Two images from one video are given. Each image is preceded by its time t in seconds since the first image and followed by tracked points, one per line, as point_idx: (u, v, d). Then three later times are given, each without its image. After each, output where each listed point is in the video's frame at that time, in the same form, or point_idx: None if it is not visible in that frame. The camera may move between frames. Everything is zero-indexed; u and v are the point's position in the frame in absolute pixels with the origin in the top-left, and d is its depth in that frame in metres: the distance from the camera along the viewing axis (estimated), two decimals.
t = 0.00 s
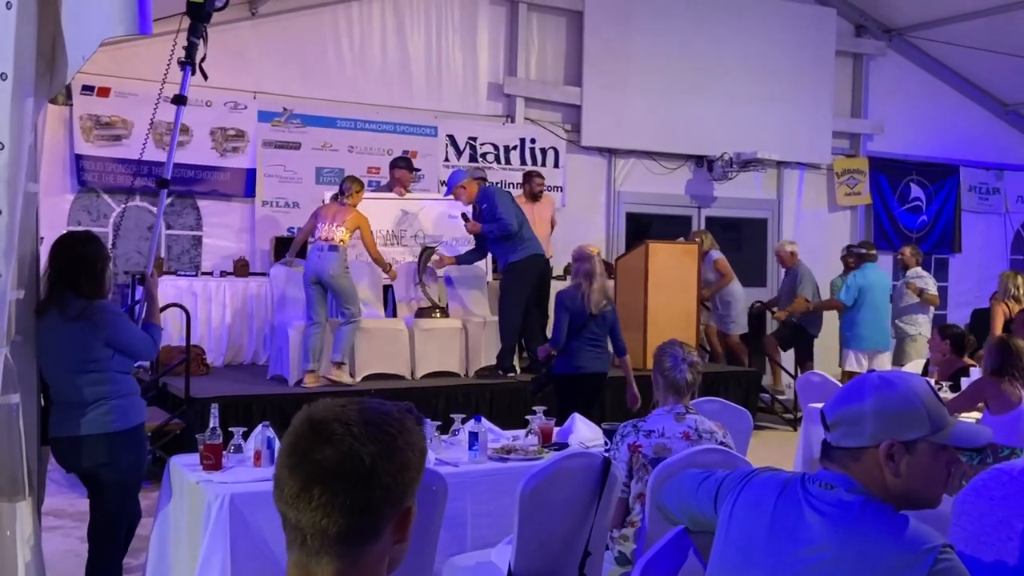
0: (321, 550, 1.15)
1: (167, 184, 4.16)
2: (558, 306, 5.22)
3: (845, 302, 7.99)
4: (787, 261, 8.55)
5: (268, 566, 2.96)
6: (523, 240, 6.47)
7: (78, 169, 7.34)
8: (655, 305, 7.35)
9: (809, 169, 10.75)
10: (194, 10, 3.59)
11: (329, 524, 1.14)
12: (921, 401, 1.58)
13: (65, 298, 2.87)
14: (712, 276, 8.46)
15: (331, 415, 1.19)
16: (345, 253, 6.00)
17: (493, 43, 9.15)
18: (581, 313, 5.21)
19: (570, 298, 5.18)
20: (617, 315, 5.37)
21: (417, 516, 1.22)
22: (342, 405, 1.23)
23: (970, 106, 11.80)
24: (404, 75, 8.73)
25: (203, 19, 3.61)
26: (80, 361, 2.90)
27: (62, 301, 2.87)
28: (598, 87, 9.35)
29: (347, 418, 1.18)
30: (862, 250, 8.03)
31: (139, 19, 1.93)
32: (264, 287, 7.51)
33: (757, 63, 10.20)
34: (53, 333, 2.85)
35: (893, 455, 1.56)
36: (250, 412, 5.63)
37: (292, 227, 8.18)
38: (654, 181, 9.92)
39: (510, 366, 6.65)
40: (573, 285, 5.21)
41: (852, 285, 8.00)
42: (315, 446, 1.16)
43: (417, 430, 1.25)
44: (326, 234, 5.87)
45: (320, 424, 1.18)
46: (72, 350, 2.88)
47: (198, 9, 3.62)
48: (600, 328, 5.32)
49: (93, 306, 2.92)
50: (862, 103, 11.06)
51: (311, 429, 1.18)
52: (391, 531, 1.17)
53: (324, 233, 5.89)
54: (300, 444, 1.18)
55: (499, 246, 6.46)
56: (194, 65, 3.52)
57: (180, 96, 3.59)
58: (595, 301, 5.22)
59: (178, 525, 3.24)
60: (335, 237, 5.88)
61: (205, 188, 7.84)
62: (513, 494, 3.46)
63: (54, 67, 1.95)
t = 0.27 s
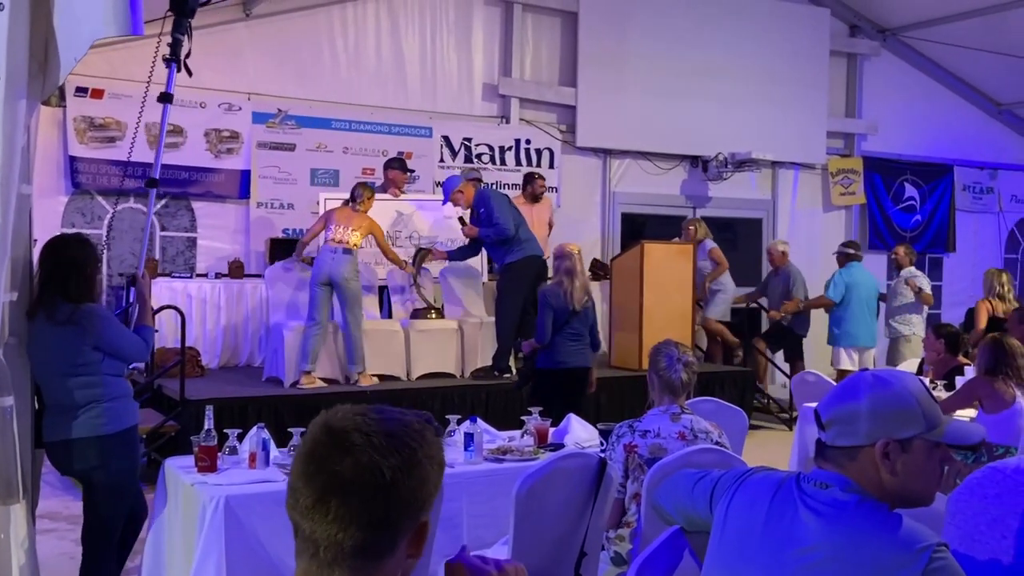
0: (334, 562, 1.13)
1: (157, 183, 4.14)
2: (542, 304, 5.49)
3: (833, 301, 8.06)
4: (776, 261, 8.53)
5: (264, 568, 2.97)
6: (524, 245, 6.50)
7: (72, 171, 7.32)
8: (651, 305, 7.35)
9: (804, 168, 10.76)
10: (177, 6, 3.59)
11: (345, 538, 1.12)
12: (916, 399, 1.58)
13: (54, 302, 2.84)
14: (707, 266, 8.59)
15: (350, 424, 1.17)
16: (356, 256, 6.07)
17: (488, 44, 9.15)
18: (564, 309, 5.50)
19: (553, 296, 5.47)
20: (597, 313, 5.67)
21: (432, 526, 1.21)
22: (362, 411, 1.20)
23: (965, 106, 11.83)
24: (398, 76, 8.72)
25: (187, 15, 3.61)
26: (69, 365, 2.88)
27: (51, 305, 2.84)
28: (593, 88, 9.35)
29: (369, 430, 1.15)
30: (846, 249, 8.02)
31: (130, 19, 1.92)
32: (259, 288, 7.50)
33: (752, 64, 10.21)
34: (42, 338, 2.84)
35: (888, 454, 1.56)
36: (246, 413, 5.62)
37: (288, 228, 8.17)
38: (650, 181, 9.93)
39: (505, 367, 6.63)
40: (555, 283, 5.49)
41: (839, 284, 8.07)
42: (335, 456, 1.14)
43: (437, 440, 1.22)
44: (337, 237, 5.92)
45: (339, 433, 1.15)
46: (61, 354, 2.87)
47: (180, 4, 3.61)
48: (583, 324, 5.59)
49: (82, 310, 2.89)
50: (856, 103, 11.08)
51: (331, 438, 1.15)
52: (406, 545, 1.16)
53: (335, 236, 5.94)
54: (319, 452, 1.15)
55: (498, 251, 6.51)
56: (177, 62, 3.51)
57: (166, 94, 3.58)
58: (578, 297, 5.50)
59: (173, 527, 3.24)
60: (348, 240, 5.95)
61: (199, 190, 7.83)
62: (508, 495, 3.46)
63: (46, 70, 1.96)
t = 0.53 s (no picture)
0: None
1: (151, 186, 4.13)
2: (521, 305, 5.36)
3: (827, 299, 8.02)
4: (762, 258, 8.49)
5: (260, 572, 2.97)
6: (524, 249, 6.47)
7: (66, 174, 7.31)
8: (646, 307, 7.35)
9: (798, 169, 10.78)
10: (171, 7, 3.58)
11: (354, 553, 1.10)
12: (907, 392, 1.60)
13: (49, 306, 2.85)
14: (701, 265, 8.61)
15: (366, 435, 1.15)
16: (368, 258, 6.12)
17: (482, 45, 9.15)
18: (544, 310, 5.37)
19: (531, 297, 5.33)
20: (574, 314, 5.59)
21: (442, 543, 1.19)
22: (377, 423, 1.18)
23: (959, 106, 11.85)
24: (393, 78, 8.72)
25: (180, 15, 3.60)
26: (64, 369, 2.88)
27: (46, 310, 2.84)
28: (588, 89, 9.36)
29: (386, 444, 1.13)
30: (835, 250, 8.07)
31: (122, 24, 2.00)
32: (254, 291, 7.49)
33: (747, 65, 10.22)
34: (37, 342, 2.83)
35: (885, 446, 1.57)
36: (241, 417, 5.61)
37: (283, 230, 8.16)
38: (645, 182, 9.94)
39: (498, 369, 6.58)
40: (535, 285, 5.35)
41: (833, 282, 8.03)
42: (350, 469, 1.11)
43: (452, 458, 1.20)
44: (348, 240, 5.93)
45: (355, 444, 1.13)
46: (57, 358, 2.86)
47: (173, 6, 3.61)
48: (563, 325, 5.49)
49: (77, 314, 2.89)
50: (851, 104, 11.09)
51: (346, 450, 1.13)
52: (415, 563, 1.14)
53: (346, 237, 5.95)
54: (333, 464, 1.13)
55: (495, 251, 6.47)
56: (173, 64, 3.50)
57: (160, 96, 3.59)
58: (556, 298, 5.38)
59: (168, 530, 3.23)
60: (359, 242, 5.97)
61: (194, 192, 7.82)
62: (504, 496, 3.46)
63: (40, 72, 1.92)
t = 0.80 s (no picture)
0: None
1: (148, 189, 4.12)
2: (493, 306, 5.47)
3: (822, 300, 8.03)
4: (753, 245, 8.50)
5: None
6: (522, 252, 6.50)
7: (62, 177, 7.30)
8: (643, 308, 7.35)
9: (794, 170, 10.79)
10: (172, 11, 3.58)
11: (339, 562, 1.09)
12: (891, 392, 1.66)
13: (46, 308, 2.86)
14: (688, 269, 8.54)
15: (370, 446, 1.15)
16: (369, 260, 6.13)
17: (478, 47, 9.15)
18: (514, 311, 5.45)
19: (504, 298, 5.45)
20: (549, 314, 5.65)
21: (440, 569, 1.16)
22: (386, 436, 1.18)
23: (954, 107, 11.87)
24: (389, 80, 8.72)
25: (181, 19, 3.60)
26: (63, 370, 2.89)
27: (44, 312, 2.86)
28: (583, 90, 9.36)
29: (386, 455, 1.13)
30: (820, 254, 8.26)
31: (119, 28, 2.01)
32: (250, 294, 7.49)
33: (742, 66, 10.23)
34: (36, 344, 2.84)
35: (877, 443, 1.61)
36: (238, 419, 5.62)
37: (279, 233, 8.16)
38: (640, 183, 9.95)
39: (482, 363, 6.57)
40: (508, 287, 5.46)
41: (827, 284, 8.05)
42: (348, 476, 1.12)
43: (457, 482, 1.18)
44: (353, 241, 5.96)
45: (357, 453, 1.14)
46: (55, 359, 2.87)
47: (175, 10, 3.60)
48: (535, 324, 5.57)
49: (75, 316, 2.90)
50: (846, 104, 11.11)
51: (348, 457, 1.13)
52: None
53: (348, 239, 5.97)
54: (333, 469, 1.13)
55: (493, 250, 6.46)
56: (172, 68, 3.50)
57: (159, 100, 3.58)
58: (526, 300, 5.47)
59: (165, 533, 3.22)
60: (362, 244, 6.00)
61: (190, 195, 7.81)
62: (501, 498, 3.46)
63: (35, 75, 1.93)
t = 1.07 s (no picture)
0: None
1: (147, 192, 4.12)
2: (474, 304, 5.51)
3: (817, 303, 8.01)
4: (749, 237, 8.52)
5: None
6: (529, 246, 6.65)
7: (58, 180, 7.29)
8: (640, 309, 7.35)
9: (791, 170, 10.80)
10: (172, 17, 3.57)
11: (334, 567, 1.09)
12: (886, 392, 1.67)
13: (45, 309, 2.86)
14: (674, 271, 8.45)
15: (369, 451, 1.14)
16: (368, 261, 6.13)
17: (474, 49, 9.15)
18: (495, 310, 5.50)
19: (484, 296, 5.49)
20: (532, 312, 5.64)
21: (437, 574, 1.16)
22: (387, 441, 1.17)
23: (950, 107, 11.89)
24: (385, 82, 8.72)
25: (181, 25, 3.59)
26: (61, 372, 2.89)
27: (43, 312, 2.86)
28: (580, 92, 9.37)
29: (384, 462, 1.12)
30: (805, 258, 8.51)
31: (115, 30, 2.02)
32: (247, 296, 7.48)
33: (739, 67, 10.24)
34: (34, 346, 2.85)
35: (875, 443, 1.62)
36: (235, 423, 5.61)
37: (275, 235, 8.15)
38: (637, 184, 9.95)
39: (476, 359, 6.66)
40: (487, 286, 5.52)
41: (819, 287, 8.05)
42: (345, 481, 1.12)
43: (457, 491, 1.17)
44: (350, 244, 5.96)
45: (355, 459, 1.13)
46: (54, 361, 2.87)
47: (175, 15, 3.61)
48: (517, 323, 5.56)
49: (74, 317, 2.90)
50: (841, 105, 11.13)
51: (346, 462, 1.13)
52: None
53: (347, 241, 5.98)
54: (331, 473, 1.13)
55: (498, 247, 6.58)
56: (172, 73, 3.50)
57: (158, 104, 3.58)
58: (509, 299, 5.48)
59: (163, 536, 3.22)
60: (360, 246, 6.00)
61: (186, 198, 7.81)
62: (498, 500, 3.46)
63: (31, 78, 1.92)
